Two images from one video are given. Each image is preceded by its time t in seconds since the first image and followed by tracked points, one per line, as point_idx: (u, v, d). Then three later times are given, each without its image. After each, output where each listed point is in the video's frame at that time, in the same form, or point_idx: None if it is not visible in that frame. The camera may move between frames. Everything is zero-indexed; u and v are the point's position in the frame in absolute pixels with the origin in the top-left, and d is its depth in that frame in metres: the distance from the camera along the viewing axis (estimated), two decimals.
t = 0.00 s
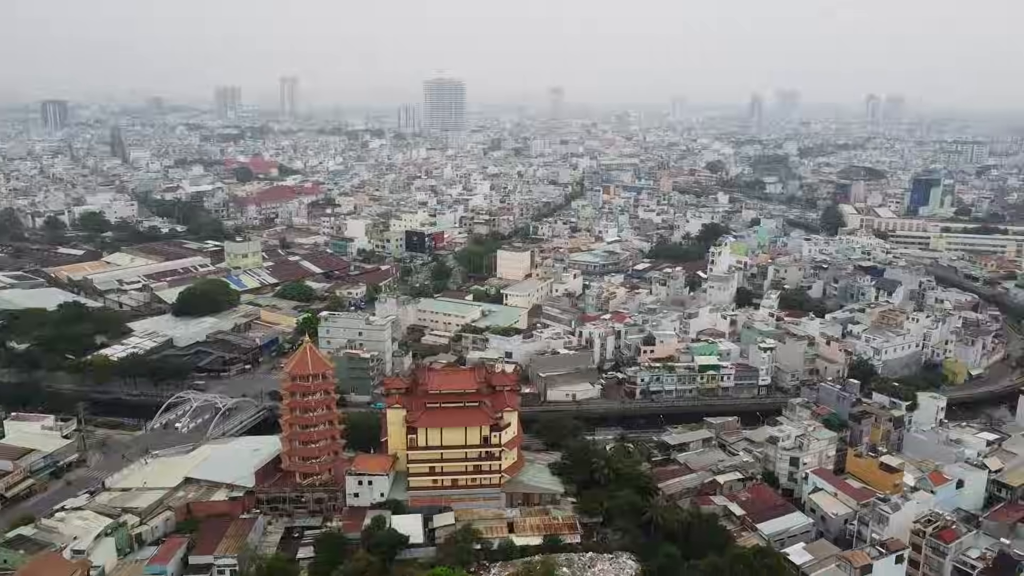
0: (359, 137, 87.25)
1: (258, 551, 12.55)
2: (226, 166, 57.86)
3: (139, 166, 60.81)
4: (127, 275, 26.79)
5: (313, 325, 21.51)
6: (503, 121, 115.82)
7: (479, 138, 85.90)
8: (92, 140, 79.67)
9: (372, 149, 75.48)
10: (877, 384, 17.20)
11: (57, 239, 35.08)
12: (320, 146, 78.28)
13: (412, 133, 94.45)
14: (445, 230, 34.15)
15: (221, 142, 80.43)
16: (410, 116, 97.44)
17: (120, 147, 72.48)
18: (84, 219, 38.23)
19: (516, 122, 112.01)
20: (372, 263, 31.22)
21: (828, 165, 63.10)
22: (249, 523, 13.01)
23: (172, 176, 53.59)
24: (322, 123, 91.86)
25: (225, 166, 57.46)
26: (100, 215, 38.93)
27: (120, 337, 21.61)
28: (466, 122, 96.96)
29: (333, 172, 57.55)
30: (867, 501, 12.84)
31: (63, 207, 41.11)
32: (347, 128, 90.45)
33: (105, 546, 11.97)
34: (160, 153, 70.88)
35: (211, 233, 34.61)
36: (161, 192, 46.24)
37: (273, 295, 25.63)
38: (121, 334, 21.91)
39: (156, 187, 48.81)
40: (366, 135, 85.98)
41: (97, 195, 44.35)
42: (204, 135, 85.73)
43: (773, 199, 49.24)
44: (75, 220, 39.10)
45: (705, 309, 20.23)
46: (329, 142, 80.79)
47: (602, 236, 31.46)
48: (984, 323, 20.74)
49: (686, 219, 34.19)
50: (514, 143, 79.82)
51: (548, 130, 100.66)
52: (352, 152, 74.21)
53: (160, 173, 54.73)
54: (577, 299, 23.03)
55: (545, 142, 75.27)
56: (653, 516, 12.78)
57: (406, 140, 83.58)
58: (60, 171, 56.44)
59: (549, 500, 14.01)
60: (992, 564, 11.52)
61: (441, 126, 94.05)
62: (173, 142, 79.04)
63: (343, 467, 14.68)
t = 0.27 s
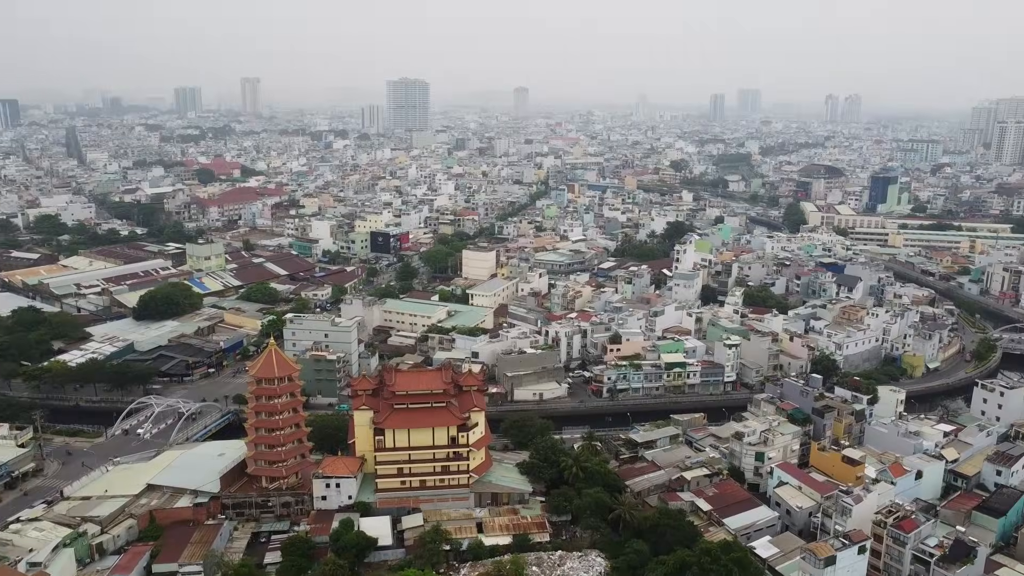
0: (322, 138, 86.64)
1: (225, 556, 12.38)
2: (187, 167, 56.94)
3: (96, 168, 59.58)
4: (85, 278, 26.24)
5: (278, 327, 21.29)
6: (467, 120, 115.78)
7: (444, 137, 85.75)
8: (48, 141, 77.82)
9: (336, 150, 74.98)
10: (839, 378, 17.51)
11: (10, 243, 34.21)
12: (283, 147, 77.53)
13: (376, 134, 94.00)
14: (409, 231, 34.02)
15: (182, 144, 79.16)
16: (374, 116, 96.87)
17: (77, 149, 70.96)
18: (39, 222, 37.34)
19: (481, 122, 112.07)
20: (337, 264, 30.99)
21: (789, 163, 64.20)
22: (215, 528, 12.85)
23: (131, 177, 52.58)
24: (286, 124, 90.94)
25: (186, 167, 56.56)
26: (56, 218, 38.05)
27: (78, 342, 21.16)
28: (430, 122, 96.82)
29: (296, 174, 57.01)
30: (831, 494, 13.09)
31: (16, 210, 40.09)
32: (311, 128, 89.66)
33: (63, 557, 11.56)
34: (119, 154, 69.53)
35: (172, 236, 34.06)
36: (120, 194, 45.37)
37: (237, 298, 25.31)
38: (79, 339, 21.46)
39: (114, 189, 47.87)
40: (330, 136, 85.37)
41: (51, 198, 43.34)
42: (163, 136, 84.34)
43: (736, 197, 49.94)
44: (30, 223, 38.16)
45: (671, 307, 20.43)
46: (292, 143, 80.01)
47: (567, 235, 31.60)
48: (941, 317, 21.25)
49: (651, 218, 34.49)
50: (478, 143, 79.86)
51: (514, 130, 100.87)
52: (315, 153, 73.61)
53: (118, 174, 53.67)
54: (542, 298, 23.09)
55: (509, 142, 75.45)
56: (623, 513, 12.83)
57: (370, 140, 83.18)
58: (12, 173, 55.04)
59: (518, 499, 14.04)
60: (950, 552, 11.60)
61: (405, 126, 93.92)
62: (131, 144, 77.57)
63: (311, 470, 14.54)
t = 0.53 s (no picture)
0: (288, 138, 85.82)
1: (192, 563, 12.20)
2: (149, 168, 56.01)
3: (55, 169, 58.32)
4: (44, 282, 25.67)
5: (245, 330, 21.05)
6: (433, 120, 115.59)
7: (411, 137, 85.49)
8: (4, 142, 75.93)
9: (302, 151, 74.33)
10: (805, 374, 17.77)
11: None
12: (249, 147, 76.66)
13: (343, 134, 93.32)
14: (377, 232, 33.83)
15: (144, 144, 77.89)
16: (341, 116, 96.09)
17: (35, 150, 69.37)
18: None
19: (448, 122, 111.87)
20: (304, 265, 30.72)
21: (754, 161, 65.07)
22: (182, 535, 12.64)
23: (91, 178, 51.55)
24: (251, 124, 89.90)
25: (148, 168, 55.60)
26: (12, 221, 37.16)
27: (38, 348, 20.70)
28: (398, 122, 96.45)
29: (261, 175, 56.40)
30: (798, 488, 13.23)
31: None
32: (277, 128, 88.74)
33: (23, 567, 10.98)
34: (79, 155, 68.11)
35: (135, 238, 33.49)
36: (80, 196, 44.47)
37: (202, 301, 24.96)
38: (38, 345, 20.98)
39: (73, 191, 46.91)
40: (296, 136, 84.58)
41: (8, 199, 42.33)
42: (125, 136, 82.82)
43: (702, 196, 50.48)
44: None
45: (639, 305, 20.58)
46: (258, 143, 79.17)
47: (535, 234, 31.67)
48: (902, 312, 21.69)
49: (618, 217, 34.72)
50: (446, 143, 79.68)
51: (482, 129, 100.85)
52: (281, 153, 72.91)
53: (77, 176, 52.56)
54: (511, 298, 23.11)
55: (477, 142, 75.44)
56: (594, 511, 12.88)
57: (337, 141, 82.62)
58: None
59: (489, 499, 14.03)
60: (913, 542, 11.81)
61: (371, 127, 93.60)
62: (91, 144, 76.05)
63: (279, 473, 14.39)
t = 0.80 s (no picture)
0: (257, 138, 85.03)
1: (162, 570, 12.04)
2: (114, 168, 55.14)
3: (16, 171, 57.14)
4: (7, 286, 25.13)
5: (215, 333, 20.82)
6: (404, 120, 115.33)
7: (381, 137, 85.20)
8: None
9: (272, 151, 73.71)
10: (776, 371, 18.00)
11: None
12: (217, 148, 75.83)
13: (314, 134, 92.68)
14: (349, 232, 33.64)
15: (109, 145, 76.64)
16: (311, 116, 95.37)
17: None
18: None
19: (418, 122, 111.63)
20: (276, 267, 30.45)
21: (724, 160, 65.77)
22: (151, 541, 12.46)
23: (54, 180, 50.59)
24: (219, 125, 88.91)
25: (113, 169, 54.73)
26: None
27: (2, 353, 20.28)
28: (369, 122, 96.10)
29: (230, 176, 55.83)
30: (770, 483, 13.35)
31: None
32: (246, 128, 87.87)
33: None
34: (42, 156, 66.83)
35: (100, 241, 32.96)
36: (43, 197, 43.63)
37: (171, 304, 24.65)
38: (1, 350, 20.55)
39: (36, 193, 46.01)
40: (266, 136, 83.82)
41: None
42: (89, 137, 81.41)
43: (673, 194, 50.90)
44: None
45: (611, 304, 20.71)
46: (226, 144, 78.36)
47: (507, 234, 31.71)
48: (869, 309, 22.07)
49: (590, 216, 34.91)
50: (417, 144, 79.49)
51: (454, 129, 100.78)
52: (250, 154, 72.24)
53: (40, 177, 51.55)
54: (483, 298, 23.12)
55: (448, 143, 75.40)
56: (568, 510, 12.92)
57: (307, 142, 82.06)
58: None
59: (463, 499, 14.00)
60: (881, 534, 11.98)
61: (343, 128, 93.24)
62: (55, 145, 74.63)
63: (251, 477, 14.24)
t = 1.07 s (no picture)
0: (222, 139, 83.93)
1: None
2: (73, 170, 54.02)
3: None
4: None
5: (180, 336, 20.52)
6: (371, 120, 114.78)
7: (348, 138, 84.66)
8: None
9: (237, 152, 72.84)
10: (743, 367, 18.21)
11: None
12: (180, 149, 74.72)
13: (280, 135, 91.71)
14: (315, 233, 33.37)
15: (68, 146, 75.02)
16: (277, 116, 94.38)
17: None
18: None
19: (386, 122, 111.07)
20: (242, 269, 30.10)
21: (690, 159, 66.42)
22: (115, 550, 12.22)
23: (10, 182, 49.39)
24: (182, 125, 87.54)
25: (72, 170, 53.62)
26: None
27: None
28: (335, 122, 95.44)
29: (194, 177, 55.04)
30: (738, 479, 13.49)
31: None
32: (209, 128, 86.59)
33: None
34: None
35: (60, 244, 32.28)
36: None
37: (134, 307, 24.23)
38: None
39: None
40: (230, 137, 82.77)
41: None
42: (47, 138, 79.58)
43: (641, 193, 51.29)
44: None
45: (580, 303, 20.80)
46: (190, 145, 77.24)
47: (475, 234, 31.69)
48: (833, 305, 22.44)
49: (558, 216, 35.03)
50: (384, 144, 79.10)
51: (422, 129, 100.47)
52: (215, 155, 71.31)
53: None
54: (451, 298, 23.08)
55: (415, 143, 75.18)
56: (538, 509, 12.95)
57: (272, 142, 81.22)
58: None
59: (434, 500, 13.97)
60: (846, 527, 12.17)
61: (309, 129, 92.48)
62: (11, 146, 72.82)
63: (218, 482, 14.05)
